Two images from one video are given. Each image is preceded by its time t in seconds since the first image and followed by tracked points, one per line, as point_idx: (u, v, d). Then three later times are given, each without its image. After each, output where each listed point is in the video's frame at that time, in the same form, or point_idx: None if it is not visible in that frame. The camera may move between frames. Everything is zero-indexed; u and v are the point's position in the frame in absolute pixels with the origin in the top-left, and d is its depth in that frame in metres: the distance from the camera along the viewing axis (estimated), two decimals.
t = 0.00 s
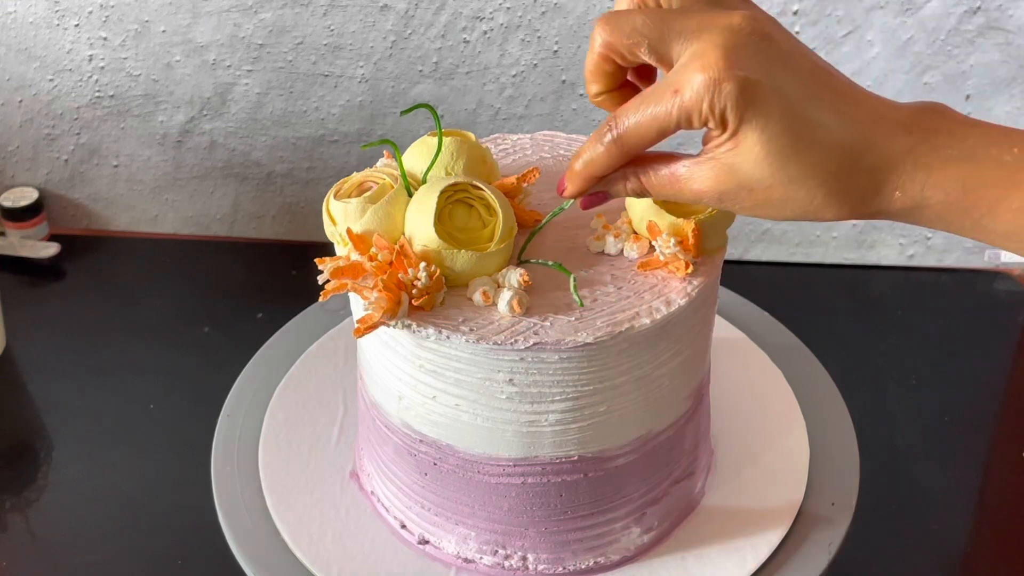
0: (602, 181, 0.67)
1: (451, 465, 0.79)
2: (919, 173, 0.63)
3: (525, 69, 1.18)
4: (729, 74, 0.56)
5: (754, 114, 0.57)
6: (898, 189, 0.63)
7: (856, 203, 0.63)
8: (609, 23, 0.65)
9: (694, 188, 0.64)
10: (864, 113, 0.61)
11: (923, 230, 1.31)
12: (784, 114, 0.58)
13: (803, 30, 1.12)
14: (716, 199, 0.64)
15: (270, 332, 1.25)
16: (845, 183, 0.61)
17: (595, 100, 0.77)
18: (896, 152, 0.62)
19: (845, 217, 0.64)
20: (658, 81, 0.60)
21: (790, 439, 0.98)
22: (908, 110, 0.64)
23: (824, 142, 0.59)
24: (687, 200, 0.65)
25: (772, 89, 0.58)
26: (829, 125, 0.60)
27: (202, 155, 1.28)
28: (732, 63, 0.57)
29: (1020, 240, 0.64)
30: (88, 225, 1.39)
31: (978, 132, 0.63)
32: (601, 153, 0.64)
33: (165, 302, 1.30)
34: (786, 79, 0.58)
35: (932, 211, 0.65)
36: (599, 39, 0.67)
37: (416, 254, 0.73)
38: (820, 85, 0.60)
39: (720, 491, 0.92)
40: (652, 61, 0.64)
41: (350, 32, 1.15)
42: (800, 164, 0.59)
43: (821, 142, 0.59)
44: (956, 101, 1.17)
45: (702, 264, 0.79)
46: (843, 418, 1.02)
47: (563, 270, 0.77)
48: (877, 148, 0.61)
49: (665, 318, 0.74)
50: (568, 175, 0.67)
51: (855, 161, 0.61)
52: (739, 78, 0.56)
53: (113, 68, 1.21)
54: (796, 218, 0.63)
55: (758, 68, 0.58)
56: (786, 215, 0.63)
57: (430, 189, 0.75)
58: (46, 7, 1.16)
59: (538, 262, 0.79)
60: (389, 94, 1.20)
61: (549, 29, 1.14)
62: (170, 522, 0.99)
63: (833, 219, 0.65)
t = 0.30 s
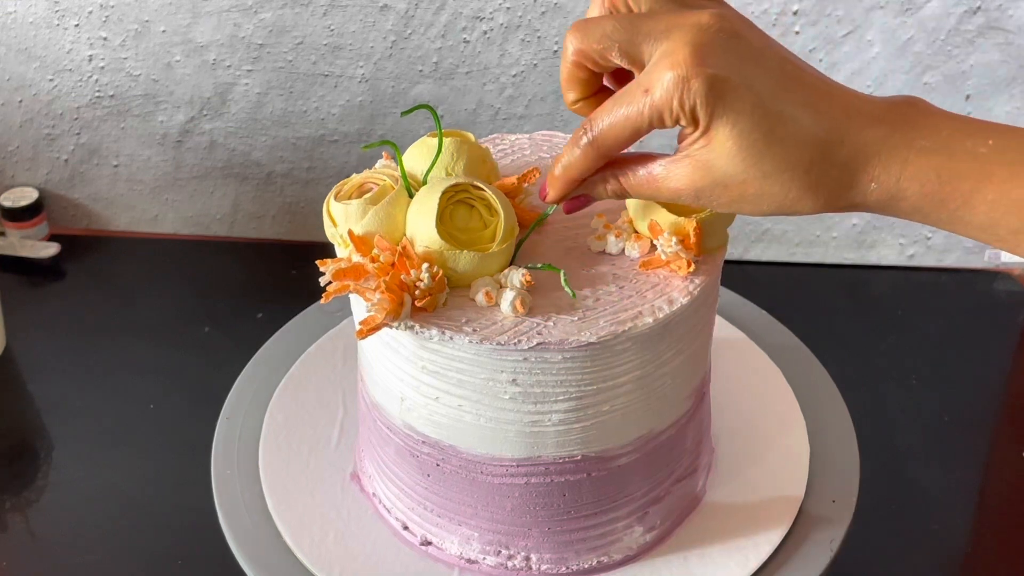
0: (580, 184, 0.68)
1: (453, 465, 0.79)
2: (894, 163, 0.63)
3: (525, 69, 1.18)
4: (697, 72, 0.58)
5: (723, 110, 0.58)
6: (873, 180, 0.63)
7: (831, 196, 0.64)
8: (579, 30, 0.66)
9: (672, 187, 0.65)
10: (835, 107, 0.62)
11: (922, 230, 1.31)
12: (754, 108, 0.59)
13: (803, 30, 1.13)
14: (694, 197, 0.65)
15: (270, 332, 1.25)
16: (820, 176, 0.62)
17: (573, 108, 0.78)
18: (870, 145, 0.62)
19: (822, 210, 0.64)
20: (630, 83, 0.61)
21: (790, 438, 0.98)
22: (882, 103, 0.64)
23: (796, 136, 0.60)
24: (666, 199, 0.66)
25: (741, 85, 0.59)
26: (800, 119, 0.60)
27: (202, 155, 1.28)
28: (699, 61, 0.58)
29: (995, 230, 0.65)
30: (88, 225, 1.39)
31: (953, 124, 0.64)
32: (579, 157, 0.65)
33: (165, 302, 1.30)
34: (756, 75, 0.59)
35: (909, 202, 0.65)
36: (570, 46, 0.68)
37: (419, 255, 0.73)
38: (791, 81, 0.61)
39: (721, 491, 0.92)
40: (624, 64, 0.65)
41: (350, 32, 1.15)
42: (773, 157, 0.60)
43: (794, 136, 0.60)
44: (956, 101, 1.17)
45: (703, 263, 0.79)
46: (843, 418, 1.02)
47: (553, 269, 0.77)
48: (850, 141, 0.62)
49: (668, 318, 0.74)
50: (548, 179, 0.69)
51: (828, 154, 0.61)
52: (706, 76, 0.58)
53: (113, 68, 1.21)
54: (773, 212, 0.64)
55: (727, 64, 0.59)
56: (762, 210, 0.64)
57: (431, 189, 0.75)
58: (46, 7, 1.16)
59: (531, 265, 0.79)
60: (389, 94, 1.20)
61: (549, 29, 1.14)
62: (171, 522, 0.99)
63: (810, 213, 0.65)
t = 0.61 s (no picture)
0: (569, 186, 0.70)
1: (449, 465, 0.79)
2: (877, 155, 0.63)
3: (525, 69, 1.18)
4: (676, 74, 0.59)
5: (703, 109, 0.60)
6: (857, 173, 0.64)
7: (816, 190, 0.64)
8: (559, 37, 0.68)
9: (658, 186, 0.66)
10: (816, 101, 0.62)
11: (923, 230, 1.30)
12: (734, 106, 0.60)
13: (803, 30, 1.13)
14: (681, 196, 0.66)
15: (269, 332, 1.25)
16: (803, 171, 0.63)
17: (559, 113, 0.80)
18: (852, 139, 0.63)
19: (808, 204, 0.65)
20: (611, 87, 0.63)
21: (789, 439, 0.98)
22: (865, 96, 0.65)
23: (777, 132, 0.61)
24: (653, 198, 0.67)
25: (720, 83, 0.60)
26: (780, 115, 0.61)
27: (202, 155, 1.29)
28: (678, 62, 0.60)
29: (980, 222, 0.65)
30: (88, 225, 1.39)
31: (938, 115, 0.64)
32: (566, 161, 0.68)
33: (165, 302, 1.30)
34: (735, 72, 0.60)
35: (894, 193, 0.65)
36: (550, 54, 0.70)
37: (415, 254, 0.73)
38: (771, 77, 0.62)
39: (719, 492, 0.92)
40: (606, 68, 0.66)
41: (350, 32, 1.15)
42: (755, 154, 0.61)
43: (775, 133, 0.61)
44: (956, 101, 1.17)
45: (701, 265, 0.79)
46: (843, 419, 1.02)
47: (553, 263, 0.78)
48: (831, 134, 0.62)
49: (664, 319, 0.74)
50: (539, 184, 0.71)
51: (810, 149, 0.62)
52: (682, 79, 0.59)
53: (113, 68, 1.21)
54: (758, 209, 0.65)
55: (706, 64, 0.60)
56: (748, 206, 0.65)
57: (429, 188, 0.75)
58: (46, 7, 1.16)
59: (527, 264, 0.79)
60: (389, 94, 1.20)
61: (549, 29, 1.14)
62: (171, 522, 0.99)
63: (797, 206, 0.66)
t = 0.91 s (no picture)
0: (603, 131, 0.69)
1: (445, 464, 0.79)
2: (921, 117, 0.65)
3: (525, 69, 1.18)
4: (729, 14, 0.59)
5: (755, 51, 0.60)
6: (904, 134, 0.65)
7: (860, 145, 0.65)
8: None
9: (698, 138, 0.65)
10: (864, 54, 0.63)
11: (923, 230, 1.30)
12: (785, 51, 0.60)
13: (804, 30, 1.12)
14: (722, 146, 0.65)
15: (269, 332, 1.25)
16: (852, 122, 0.63)
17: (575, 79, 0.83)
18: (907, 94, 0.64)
19: (850, 161, 0.66)
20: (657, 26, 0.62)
21: (788, 439, 0.98)
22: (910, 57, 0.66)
23: (826, 81, 0.61)
24: (691, 149, 0.66)
25: (771, 29, 0.60)
26: (830, 65, 0.61)
27: (202, 155, 1.29)
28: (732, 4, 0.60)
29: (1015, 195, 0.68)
30: (88, 225, 1.39)
31: (982, 85, 0.66)
32: (604, 104, 0.66)
33: (165, 302, 1.30)
34: (786, 19, 0.61)
35: (939, 157, 0.67)
36: None
37: (412, 252, 0.73)
38: (821, 28, 0.62)
39: (717, 492, 0.92)
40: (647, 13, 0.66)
41: (350, 32, 1.15)
42: (805, 101, 0.61)
43: (825, 81, 0.61)
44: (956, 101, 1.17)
45: (698, 268, 0.79)
46: (843, 419, 1.02)
47: (553, 262, 0.78)
48: (881, 88, 0.63)
49: (659, 320, 0.74)
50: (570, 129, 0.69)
51: (858, 101, 0.63)
52: (739, 17, 0.59)
53: (113, 68, 1.21)
54: (800, 161, 0.65)
55: (758, 10, 0.60)
56: (790, 159, 0.65)
57: (428, 186, 0.75)
58: (46, 7, 1.16)
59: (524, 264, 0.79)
60: (389, 94, 1.20)
61: (548, 29, 1.14)
62: (170, 522, 0.99)
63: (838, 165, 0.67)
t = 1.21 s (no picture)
0: None
1: (453, 466, 0.79)
2: None
3: (525, 69, 1.18)
4: None
5: None
6: None
7: None
8: None
9: None
10: None
11: (923, 229, 1.30)
12: None
13: (804, 30, 1.13)
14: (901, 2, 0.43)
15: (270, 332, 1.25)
16: None
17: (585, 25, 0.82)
18: None
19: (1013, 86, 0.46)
20: None
21: (790, 439, 0.98)
22: None
23: None
24: None
25: None
26: None
27: (202, 155, 1.28)
28: None
29: None
30: (88, 225, 1.39)
31: None
32: None
33: (165, 302, 1.30)
34: None
35: None
36: None
37: (419, 255, 0.73)
38: None
39: (721, 491, 0.92)
40: None
41: (350, 32, 1.15)
42: None
43: None
44: (955, 101, 1.17)
45: (703, 263, 0.79)
46: (844, 418, 1.02)
47: (562, 262, 0.77)
48: None
49: (668, 317, 0.74)
50: None
51: None
52: None
53: (113, 68, 1.21)
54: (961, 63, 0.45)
55: None
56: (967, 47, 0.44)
57: (431, 190, 0.75)
58: (46, 7, 1.16)
59: (532, 264, 0.79)
60: (389, 94, 1.20)
61: (549, 29, 1.14)
62: (171, 522, 0.99)
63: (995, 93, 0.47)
